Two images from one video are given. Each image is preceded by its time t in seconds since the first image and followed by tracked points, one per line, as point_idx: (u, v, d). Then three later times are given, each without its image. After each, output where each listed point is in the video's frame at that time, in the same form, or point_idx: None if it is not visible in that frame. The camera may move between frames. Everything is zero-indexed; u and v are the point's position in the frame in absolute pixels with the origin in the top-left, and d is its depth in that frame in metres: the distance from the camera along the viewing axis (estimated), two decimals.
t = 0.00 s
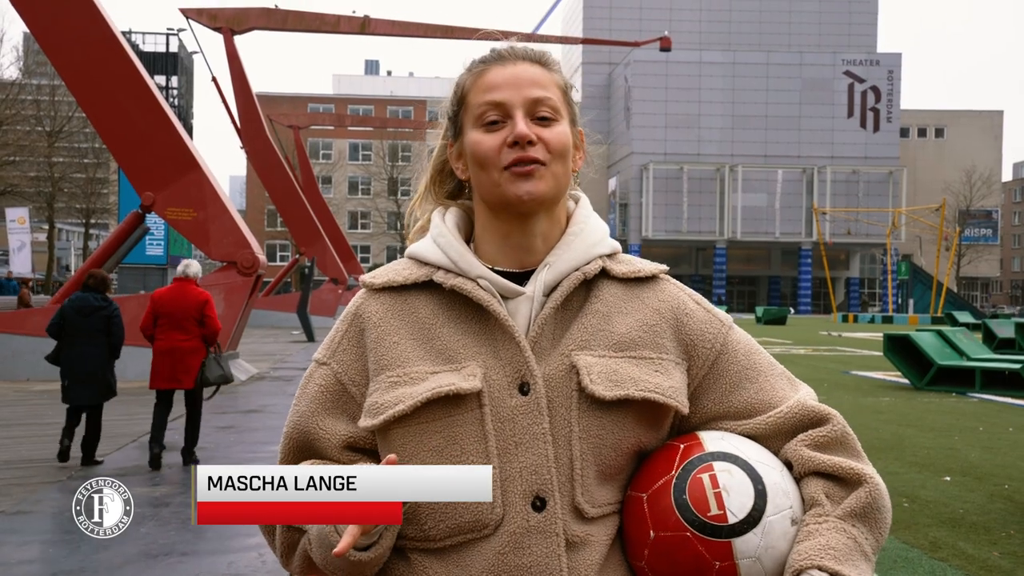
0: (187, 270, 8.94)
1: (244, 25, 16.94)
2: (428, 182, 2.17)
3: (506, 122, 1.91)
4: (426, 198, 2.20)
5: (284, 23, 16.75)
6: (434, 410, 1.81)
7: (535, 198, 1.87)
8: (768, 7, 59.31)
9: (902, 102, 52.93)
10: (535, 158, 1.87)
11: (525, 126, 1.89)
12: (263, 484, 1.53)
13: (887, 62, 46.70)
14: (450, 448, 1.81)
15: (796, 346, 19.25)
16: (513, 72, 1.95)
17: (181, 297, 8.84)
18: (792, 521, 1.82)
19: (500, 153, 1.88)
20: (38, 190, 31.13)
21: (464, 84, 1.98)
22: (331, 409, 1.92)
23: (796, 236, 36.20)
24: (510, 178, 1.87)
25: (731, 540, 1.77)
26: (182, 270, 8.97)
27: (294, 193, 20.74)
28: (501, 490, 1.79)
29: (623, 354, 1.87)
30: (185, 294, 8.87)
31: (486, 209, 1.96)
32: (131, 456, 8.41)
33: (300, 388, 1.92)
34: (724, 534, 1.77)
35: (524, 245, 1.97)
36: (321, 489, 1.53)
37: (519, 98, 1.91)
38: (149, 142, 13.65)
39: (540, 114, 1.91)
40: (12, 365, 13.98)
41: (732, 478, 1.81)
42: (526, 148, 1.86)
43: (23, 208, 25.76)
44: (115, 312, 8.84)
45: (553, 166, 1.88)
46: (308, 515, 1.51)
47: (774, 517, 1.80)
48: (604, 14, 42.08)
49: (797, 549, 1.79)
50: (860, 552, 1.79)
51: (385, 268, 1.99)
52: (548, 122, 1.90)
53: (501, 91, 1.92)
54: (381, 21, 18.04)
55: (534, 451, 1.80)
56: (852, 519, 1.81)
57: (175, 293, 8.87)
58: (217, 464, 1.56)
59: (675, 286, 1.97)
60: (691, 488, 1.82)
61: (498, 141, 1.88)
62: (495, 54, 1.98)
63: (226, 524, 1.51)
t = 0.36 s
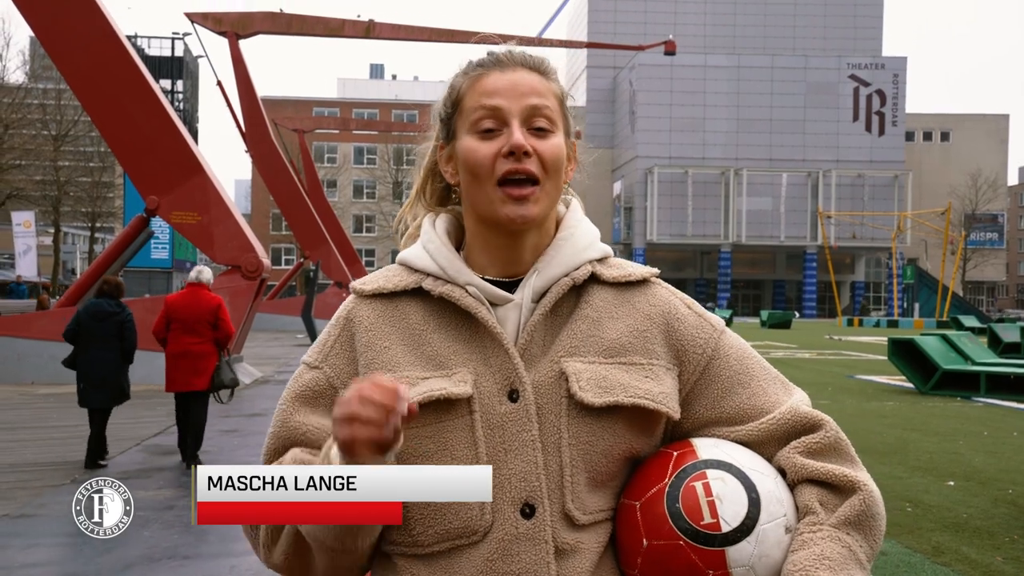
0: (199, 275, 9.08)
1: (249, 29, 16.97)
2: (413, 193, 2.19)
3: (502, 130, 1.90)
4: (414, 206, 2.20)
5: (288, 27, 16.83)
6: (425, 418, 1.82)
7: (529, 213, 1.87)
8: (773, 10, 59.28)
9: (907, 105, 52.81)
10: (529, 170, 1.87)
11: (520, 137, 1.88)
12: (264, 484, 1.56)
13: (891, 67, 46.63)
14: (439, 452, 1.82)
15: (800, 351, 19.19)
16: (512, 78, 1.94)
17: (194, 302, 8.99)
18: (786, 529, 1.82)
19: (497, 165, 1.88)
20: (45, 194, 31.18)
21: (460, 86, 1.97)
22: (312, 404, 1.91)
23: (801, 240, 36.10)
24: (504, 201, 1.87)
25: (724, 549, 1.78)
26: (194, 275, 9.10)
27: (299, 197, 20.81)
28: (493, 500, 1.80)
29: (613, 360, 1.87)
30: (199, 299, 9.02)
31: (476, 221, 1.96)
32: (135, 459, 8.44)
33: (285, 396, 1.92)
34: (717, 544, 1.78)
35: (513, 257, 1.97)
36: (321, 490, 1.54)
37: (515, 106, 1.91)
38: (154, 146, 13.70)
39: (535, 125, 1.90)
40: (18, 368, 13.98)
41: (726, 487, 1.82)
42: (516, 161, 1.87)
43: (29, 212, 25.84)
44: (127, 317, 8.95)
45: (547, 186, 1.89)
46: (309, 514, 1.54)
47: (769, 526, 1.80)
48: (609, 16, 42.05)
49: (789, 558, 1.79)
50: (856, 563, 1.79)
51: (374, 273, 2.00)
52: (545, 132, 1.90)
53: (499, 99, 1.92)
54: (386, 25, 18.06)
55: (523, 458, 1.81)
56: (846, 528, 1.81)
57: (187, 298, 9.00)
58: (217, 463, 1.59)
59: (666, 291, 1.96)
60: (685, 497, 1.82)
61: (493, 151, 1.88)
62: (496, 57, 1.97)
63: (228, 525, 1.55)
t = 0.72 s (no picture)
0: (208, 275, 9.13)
1: (260, 33, 17.03)
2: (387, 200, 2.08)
3: (520, 172, 1.76)
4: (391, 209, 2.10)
5: (298, 31, 16.84)
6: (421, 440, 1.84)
7: (530, 250, 1.78)
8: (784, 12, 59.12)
9: (919, 109, 52.60)
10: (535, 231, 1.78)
11: (534, 188, 1.75)
12: (263, 484, 1.59)
13: (904, 70, 46.47)
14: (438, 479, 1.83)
15: (811, 355, 19.12)
16: (544, 115, 1.78)
17: (205, 302, 9.06)
18: (784, 536, 1.86)
19: (506, 204, 1.76)
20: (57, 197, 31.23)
21: (483, 100, 1.80)
22: (284, 416, 1.86)
23: (812, 244, 36.06)
24: (504, 239, 1.77)
25: (723, 565, 1.81)
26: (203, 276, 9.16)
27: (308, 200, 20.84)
28: (492, 519, 1.83)
29: (605, 373, 1.90)
30: (209, 299, 9.09)
31: (462, 239, 1.91)
32: (143, 462, 8.45)
33: (270, 407, 1.88)
34: (718, 559, 1.81)
35: (495, 274, 1.95)
36: (322, 489, 1.59)
37: (539, 146, 1.76)
38: (164, 151, 13.75)
39: (553, 169, 1.78)
40: (25, 370, 14.04)
41: (722, 499, 1.84)
42: (525, 216, 1.76)
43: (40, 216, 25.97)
44: (145, 319, 9.17)
45: (547, 229, 1.80)
46: (311, 515, 1.58)
47: (766, 536, 1.84)
48: (619, 19, 41.97)
49: (789, 567, 1.84)
50: (854, 566, 1.84)
51: (352, 280, 1.99)
52: (559, 184, 1.79)
53: (523, 139, 1.76)
54: (395, 29, 18.06)
55: (524, 480, 1.85)
56: (842, 532, 1.86)
57: (199, 298, 9.08)
58: (218, 464, 1.61)
59: (653, 293, 1.99)
60: (682, 512, 1.84)
61: (507, 193, 1.76)
62: (519, 66, 1.81)
63: (236, 525, 1.57)
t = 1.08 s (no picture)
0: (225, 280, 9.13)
1: (272, 34, 17.14)
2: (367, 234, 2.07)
3: (506, 204, 1.73)
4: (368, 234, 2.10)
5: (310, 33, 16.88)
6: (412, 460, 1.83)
7: (518, 283, 1.76)
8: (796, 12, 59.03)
9: (931, 109, 52.45)
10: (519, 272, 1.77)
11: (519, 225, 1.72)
12: (263, 483, 1.46)
13: (916, 70, 46.31)
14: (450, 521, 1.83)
15: (822, 356, 19.07)
16: (533, 146, 1.73)
17: (225, 305, 9.14)
18: (779, 548, 1.86)
19: (491, 236, 1.73)
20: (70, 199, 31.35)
21: (467, 131, 1.77)
22: (296, 440, 1.88)
23: (823, 245, 35.89)
24: (488, 276, 1.75)
25: None
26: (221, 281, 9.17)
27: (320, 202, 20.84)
28: (491, 534, 1.83)
29: (598, 385, 1.91)
30: (229, 303, 9.17)
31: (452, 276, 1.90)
32: (153, 462, 8.48)
33: (263, 431, 1.90)
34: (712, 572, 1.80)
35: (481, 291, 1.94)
36: (321, 490, 1.45)
37: (523, 180, 1.72)
38: (174, 153, 13.80)
39: (542, 198, 1.74)
40: (36, 371, 14.16)
41: (716, 511, 1.83)
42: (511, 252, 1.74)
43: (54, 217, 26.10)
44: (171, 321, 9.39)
45: (532, 260, 1.78)
46: (311, 516, 1.44)
47: (762, 546, 1.83)
48: (630, 20, 41.98)
49: None
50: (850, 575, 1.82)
51: (339, 292, 1.98)
52: (549, 214, 1.75)
53: (506, 174, 1.72)
54: (406, 30, 18.08)
55: (521, 498, 1.85)
56: (839, 540, 1.84)
57: (218, 302, 9.16)
58: (217, 464, 1.49)
59: (648, 298, 1.98)
60: (676, 522, 1.84)
61: (490, 225, 1.73)
62: (506, 91, 1.77)
63: (229, 526, 1.45)
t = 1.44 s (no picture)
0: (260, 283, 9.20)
1: (291, 40, 17.22)
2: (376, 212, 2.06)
3: (490, 178, 1.74)
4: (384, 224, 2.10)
5: (329, 39, 16.96)
6: (414, 454, 1.82)
7: (510, 262, 1.79)
8: (816, 15, 58.70)
9: (952, 113, 52.04)
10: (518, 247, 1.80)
11: (503, 202, 1.72)
12: (264, 483, 1.49)
13: (938, 74, 45.94)
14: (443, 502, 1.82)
15: (841, 362, 18.96)
16: (507, 123, 1.73)
17: (255, 309, 9.21)
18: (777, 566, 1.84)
19: (479, 214, 1.75)
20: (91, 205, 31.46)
21: (451, 110, 1.76)
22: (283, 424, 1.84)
23: (843, 250, 35.66)
24: (479, 254, 1.78)
25: None
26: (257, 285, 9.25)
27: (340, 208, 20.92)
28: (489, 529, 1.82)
29: (605, 385, 1.89)
30: (261, 307, 9.25)
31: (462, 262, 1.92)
32: (170, 467, 8.52)
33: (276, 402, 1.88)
34: None
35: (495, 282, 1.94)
36: (321, 490, 1.47)
37: (502, 157, 1.73)
38: (193, 159, 13.89)
39: (529, 172, 1.74)
40: (57, 376, 14.24)
41: (715, 523, 1.81)
42: (496, 222, 1.74)
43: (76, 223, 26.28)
44: (203, 325, 9.66)
45: (532, 235, 1.79)
46: (309, 514, 1.47)
47: (759, 561, 1.81)
48: (648, 24, 41.86)
49: None
50: None
51: (355, 279, 1.98)
52: (534, 192, 1.74)
53: (486, 154, 1.73)
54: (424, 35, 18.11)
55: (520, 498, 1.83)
56: (838, 561, 1.83)
57: (249, 306, 9.24)
58: (218, 464, 1.53)
59: (657, 305, 1.97)
60: (672, 533, 1.81)
61: (475, 202, 1.74)
62: (486, 70, 1.76)
63: (232, 524, 1.48)
